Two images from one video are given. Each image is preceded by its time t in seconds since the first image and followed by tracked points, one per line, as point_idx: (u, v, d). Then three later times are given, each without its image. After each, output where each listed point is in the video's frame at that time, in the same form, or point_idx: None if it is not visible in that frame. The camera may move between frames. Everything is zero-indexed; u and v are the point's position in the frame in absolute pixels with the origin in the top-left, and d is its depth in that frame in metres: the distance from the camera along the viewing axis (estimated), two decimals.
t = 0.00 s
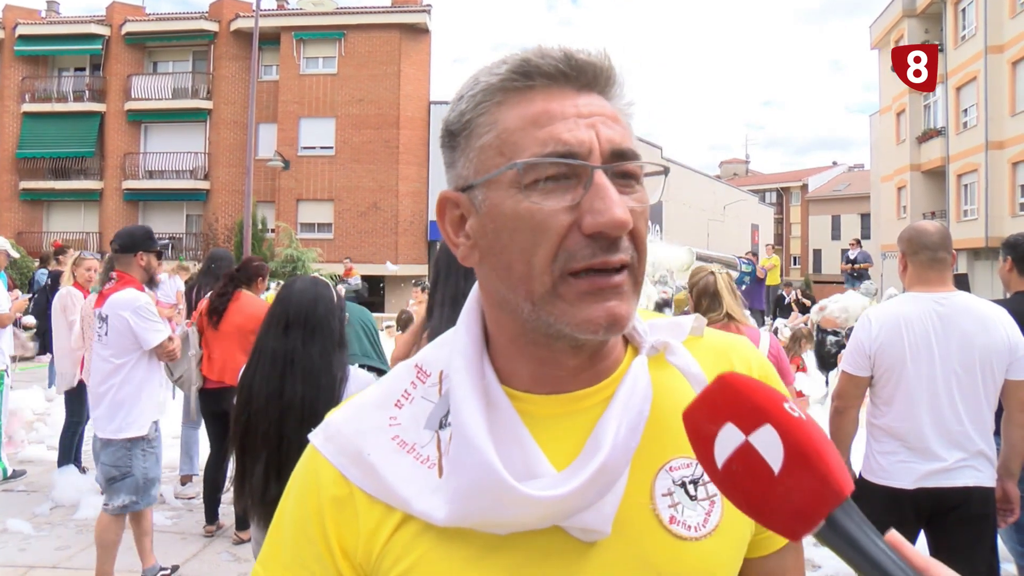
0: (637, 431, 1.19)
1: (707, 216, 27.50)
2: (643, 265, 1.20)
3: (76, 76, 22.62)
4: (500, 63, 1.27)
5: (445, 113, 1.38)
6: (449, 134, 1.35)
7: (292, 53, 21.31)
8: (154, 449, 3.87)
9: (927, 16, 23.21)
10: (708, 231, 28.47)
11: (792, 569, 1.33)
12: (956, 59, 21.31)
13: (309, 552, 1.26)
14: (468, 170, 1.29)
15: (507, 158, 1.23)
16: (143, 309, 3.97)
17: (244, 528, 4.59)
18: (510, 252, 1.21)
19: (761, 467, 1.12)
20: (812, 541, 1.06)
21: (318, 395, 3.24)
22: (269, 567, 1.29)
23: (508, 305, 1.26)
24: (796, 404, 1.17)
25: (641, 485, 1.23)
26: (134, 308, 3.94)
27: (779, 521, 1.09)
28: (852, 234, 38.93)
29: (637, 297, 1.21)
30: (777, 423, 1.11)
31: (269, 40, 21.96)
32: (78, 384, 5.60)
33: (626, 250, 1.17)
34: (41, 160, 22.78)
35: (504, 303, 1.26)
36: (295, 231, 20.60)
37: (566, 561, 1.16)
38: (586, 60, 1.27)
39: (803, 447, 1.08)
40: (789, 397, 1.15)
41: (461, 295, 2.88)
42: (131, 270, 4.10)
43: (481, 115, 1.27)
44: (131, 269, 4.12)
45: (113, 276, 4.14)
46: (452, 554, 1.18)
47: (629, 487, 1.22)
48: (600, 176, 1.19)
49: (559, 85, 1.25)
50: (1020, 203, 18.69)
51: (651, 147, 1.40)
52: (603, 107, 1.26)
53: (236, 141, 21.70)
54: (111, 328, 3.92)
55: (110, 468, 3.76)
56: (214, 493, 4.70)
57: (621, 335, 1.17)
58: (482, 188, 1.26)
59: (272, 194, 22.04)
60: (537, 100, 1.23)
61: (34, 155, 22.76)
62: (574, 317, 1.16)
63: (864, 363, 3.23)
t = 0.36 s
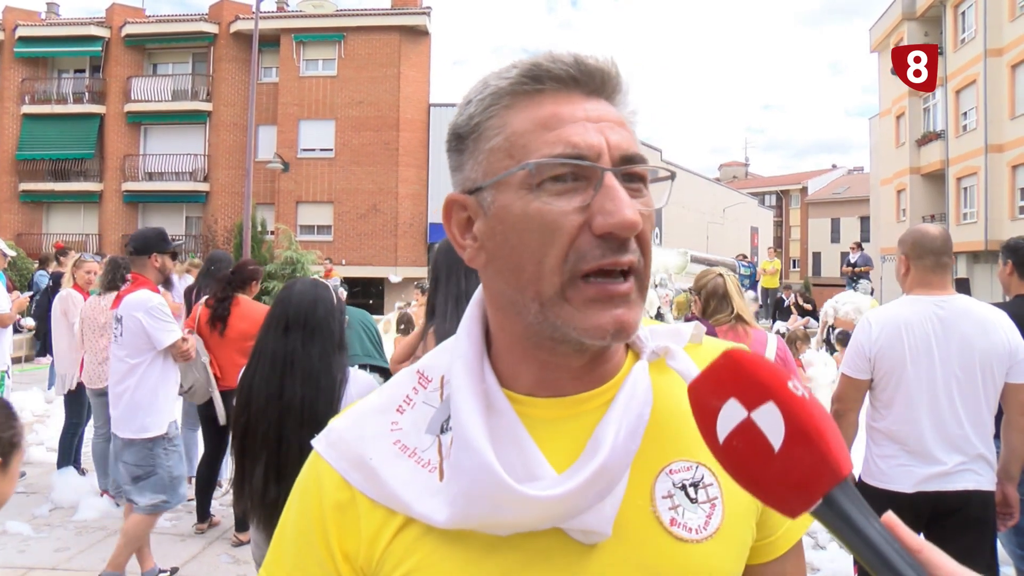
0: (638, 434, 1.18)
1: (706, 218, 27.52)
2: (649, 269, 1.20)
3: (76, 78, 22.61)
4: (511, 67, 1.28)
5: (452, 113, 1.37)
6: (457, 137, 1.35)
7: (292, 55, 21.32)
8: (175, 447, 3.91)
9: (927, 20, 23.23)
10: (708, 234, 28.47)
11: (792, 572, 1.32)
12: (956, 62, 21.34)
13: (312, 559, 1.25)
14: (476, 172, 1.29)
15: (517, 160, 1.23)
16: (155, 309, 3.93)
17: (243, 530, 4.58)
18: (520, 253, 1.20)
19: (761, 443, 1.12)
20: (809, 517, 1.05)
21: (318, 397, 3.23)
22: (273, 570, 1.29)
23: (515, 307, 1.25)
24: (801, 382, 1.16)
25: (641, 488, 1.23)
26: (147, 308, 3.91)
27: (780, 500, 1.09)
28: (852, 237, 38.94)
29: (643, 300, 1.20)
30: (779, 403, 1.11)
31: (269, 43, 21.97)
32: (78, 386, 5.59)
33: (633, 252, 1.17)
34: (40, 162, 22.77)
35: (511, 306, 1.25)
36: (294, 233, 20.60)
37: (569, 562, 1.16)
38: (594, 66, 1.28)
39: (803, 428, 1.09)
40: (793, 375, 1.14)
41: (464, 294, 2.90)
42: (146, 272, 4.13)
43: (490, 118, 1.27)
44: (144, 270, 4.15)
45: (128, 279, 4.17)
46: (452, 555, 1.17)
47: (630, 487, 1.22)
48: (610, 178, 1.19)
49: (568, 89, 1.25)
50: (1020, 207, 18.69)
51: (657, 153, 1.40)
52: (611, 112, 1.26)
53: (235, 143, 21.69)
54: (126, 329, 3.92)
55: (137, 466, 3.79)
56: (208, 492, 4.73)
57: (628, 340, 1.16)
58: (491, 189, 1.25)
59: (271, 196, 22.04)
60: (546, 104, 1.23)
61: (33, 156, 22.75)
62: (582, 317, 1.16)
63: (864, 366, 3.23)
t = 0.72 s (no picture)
0: (639, 434, 1.19)
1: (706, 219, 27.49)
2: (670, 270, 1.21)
3: (76, 78, 22.62)
4: (530, 60, 1.25)
5: (464, 101, 1.33)
6: (469, 127, 1.30)
7: (292, 55, 21.31)
8: (197, 444, 3.93)
9: (927, 20, 23.21)
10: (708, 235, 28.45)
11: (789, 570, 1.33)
12: (956, 63, 21.33)
13: (308, 557, 1.26)
14: (493, 166, 1.25)
15: (542, 157, 1.20)
16: (180, 309, 3.95)
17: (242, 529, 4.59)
18: (543, 250, 1.17)
19: (762, 462, 1.13)
20: (813, 535, 1.07)
21: (318, 396, 3.24)
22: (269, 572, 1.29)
23: (532, 307, 1.23)
24: (801, 401, 1.18)
25: (641, 488, 1.23)
26: (172, 309, 3.92)
27: (785, 511, 1.10)
28: (852, 237, 38.93)
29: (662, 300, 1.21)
30: (777, 421, 1.12)
31: (269, 43, 21.97)
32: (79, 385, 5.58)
33: (658, 252, 1.17)
34: (41, 161, 22.78)
35: (528, 303, 1.22)
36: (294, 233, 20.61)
37: (570, 562, 1.16)
38: (616, 65, 1.27)
39: (804, 445, 1.11)
40: (790, 395, 1.16)
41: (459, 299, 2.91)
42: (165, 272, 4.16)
43: (510, 111, 1.23)
44: (162, 271, 4.17)
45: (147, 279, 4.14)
46: (452, 557, 1.17)
47: (630, 486, 1.22)
48: (636, 178, 1.18)
49: (592, 87, 1.24)
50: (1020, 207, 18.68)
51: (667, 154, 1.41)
52: (628, 111, 1.26)
53: (235, 143, 21.68)
54: (148, 328, 3.90)
55: (162, 464, 3.79)
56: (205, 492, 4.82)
57: (649, 335, 1.16)
58: (511, 185, 1.21)
59: (271, 196, 22.04)
60: (570, 100, 1.21)
61: (34, 156, 22.76)
62: (608, 317, 1.14)
63: (866, 366, 3.22)
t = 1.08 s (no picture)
0: (646, 432, 1.19)
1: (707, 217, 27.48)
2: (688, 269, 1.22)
3: (76, 78, 22.66)
4: (542, 55, 1.21)
5: (469, 94, 1.29)
6: (477, 125, 1.27)
7: (292, 55, 21.32)
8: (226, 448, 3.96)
9: (928, 17, 23.18)
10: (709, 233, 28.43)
11: (782, 566, 1.34)
12: (957, 60, 21.29)
13: (306, 558, 1.26)
14: (505, 167, 1.23)
15: (558, 158, 1.18)
16: (216, 310, 3.95)
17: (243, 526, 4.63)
18: (562, 255, 1.16)
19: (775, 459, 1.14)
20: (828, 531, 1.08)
21: (319, 395, 3.25)
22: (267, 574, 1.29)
23: (549, 307, 1.22)
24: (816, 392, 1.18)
25: (646, 483, 1.23)
26: (209, 309, 3.92)
27: (798, 504, 1.12)
28: (853, 236, 38.90)
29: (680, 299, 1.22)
30: (796, 412, 1.13)
31: (269, 42, 21.98)
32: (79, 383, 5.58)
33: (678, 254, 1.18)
34: (41, 162, 22.82)
35: (543, 307, 1.22)
36: (295, 233, 20.62)
37: (579, 560, 1.16)
38: (630, 59, 1.24)
39: (821, 437, 1.11)
40: (815, 381, 1.16)
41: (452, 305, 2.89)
42: (193, 271, 4.16)
43: (521, 111, 1.21)
44: (192, 270, 4.17)
45: (175, 277, 4.06)
46: (458, 558, 1.17)
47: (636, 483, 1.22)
48: (655, 180, 1.18)
49: (604, 84, 1.21)
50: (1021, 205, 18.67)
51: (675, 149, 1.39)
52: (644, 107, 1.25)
53: (236, 142, 21.69)
54: (186, 330, 3.89)
55: (192, 469, 3.79)
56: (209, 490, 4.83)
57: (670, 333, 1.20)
58: (525, 188, 1.20)
59: (272, 195, 22.05)
60: (583, 98, 1.18)
61: (34, 156, 22.81)
62: (634, 316, 1.16)
63: (868, 364, 3.21)
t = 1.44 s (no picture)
0: (649, 431, 1.20)
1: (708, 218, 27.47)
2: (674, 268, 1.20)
3: (78, 77, 22.65)
4: (534, 53, 1.22)
5: (467, 91, 1.30)
6: (470, 121, 1.29)
7: (294, 54, 21.31)
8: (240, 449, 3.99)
9: (930, 18, 23.18)
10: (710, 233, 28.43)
11: (780, 565, 1.35)
12: (959, 60, 21.28)
13: (311, 557, 1.25)
14: (495, 162, 1.25)
15: (542, 154, 1.19)
16: (239, 311, 4.00)
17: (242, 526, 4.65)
18: (546, 253, 1.17)
19: (781, 459, 1.14)
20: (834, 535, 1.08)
21: (321, 394, 3.25)
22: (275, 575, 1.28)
23: (536, 304, 1.22)
24: (820, 396, 1.18)
25: (648, 483, 1.23)
26: (233, 310, 3.96)
27: (799, 506, 1.12)
28: (854, 235, 38.90)
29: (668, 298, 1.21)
30: (799, 417, 1.13)
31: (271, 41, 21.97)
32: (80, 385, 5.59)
33: (661, 253, 1.17)
34: (43, 161, 22.82)
35: (532, 304, 1.23)
36: (296, 232, 20.62)
37: (581, 560, 1.17)
38: (622, 58, 1.24)
39: (824, 439, 1.11)
40: (817, 388, 1.16)
41: (440, 316, 2.86)
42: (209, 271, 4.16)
43: (511, 107, 1.22)
44: (209, 269, 4.17)
45: (193, 278, 4.04)
46: (462, 556, 1.18)
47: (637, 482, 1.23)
48: (640, 178, 1.17)
49: (593, 82, 1.21)
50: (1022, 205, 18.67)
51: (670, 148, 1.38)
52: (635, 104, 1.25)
53: (238, 142, 21.66)
54: (209, 331, 3.90)
55: (209, 472, 3.80)
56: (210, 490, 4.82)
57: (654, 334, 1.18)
58: (514, 183, 1.21)
59: (273, 195, 22.03)
60: (573, 95, 1.19)
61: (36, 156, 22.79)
62: (613, 315, 1.15)
63: (870, 364, 3.21)
